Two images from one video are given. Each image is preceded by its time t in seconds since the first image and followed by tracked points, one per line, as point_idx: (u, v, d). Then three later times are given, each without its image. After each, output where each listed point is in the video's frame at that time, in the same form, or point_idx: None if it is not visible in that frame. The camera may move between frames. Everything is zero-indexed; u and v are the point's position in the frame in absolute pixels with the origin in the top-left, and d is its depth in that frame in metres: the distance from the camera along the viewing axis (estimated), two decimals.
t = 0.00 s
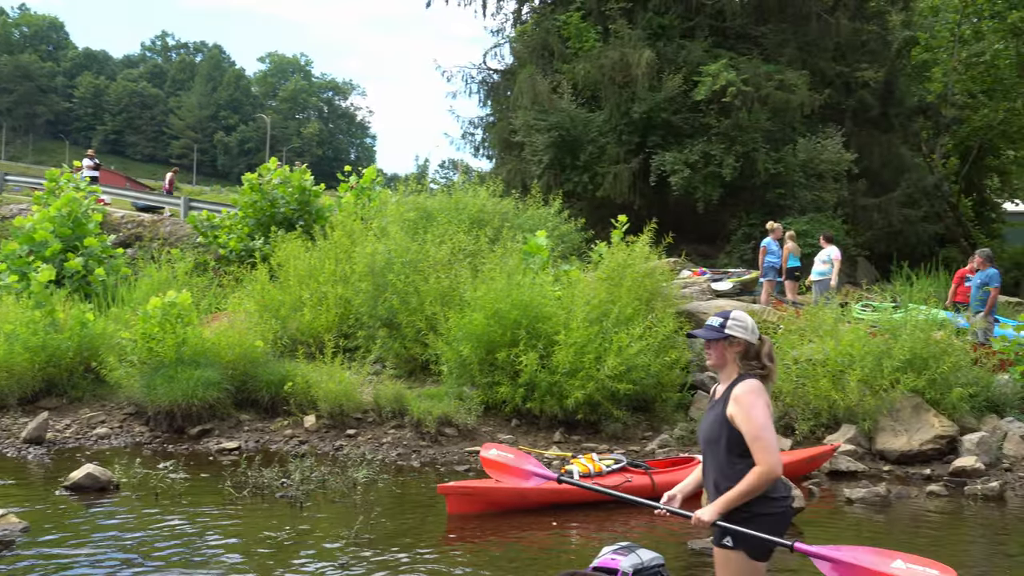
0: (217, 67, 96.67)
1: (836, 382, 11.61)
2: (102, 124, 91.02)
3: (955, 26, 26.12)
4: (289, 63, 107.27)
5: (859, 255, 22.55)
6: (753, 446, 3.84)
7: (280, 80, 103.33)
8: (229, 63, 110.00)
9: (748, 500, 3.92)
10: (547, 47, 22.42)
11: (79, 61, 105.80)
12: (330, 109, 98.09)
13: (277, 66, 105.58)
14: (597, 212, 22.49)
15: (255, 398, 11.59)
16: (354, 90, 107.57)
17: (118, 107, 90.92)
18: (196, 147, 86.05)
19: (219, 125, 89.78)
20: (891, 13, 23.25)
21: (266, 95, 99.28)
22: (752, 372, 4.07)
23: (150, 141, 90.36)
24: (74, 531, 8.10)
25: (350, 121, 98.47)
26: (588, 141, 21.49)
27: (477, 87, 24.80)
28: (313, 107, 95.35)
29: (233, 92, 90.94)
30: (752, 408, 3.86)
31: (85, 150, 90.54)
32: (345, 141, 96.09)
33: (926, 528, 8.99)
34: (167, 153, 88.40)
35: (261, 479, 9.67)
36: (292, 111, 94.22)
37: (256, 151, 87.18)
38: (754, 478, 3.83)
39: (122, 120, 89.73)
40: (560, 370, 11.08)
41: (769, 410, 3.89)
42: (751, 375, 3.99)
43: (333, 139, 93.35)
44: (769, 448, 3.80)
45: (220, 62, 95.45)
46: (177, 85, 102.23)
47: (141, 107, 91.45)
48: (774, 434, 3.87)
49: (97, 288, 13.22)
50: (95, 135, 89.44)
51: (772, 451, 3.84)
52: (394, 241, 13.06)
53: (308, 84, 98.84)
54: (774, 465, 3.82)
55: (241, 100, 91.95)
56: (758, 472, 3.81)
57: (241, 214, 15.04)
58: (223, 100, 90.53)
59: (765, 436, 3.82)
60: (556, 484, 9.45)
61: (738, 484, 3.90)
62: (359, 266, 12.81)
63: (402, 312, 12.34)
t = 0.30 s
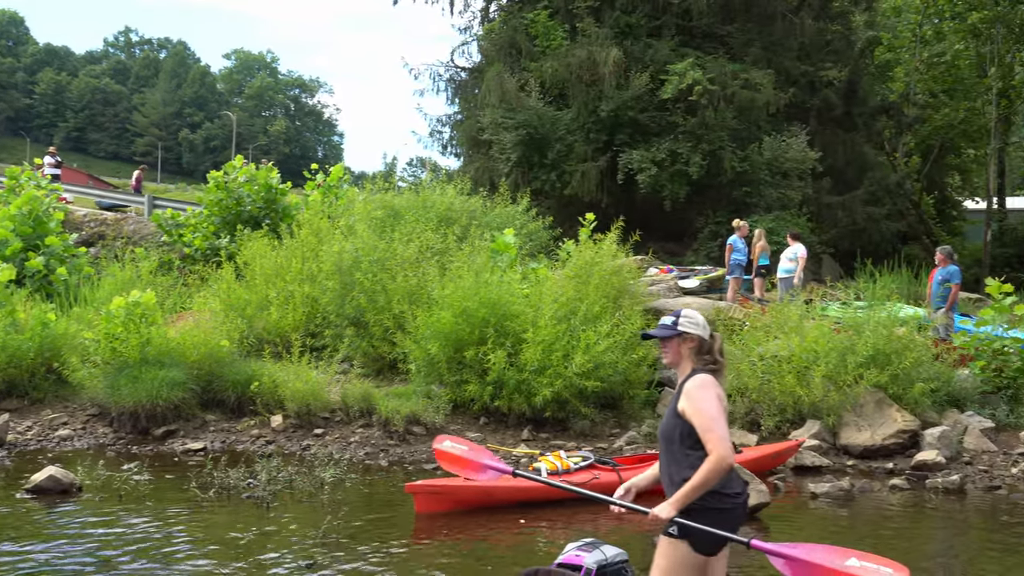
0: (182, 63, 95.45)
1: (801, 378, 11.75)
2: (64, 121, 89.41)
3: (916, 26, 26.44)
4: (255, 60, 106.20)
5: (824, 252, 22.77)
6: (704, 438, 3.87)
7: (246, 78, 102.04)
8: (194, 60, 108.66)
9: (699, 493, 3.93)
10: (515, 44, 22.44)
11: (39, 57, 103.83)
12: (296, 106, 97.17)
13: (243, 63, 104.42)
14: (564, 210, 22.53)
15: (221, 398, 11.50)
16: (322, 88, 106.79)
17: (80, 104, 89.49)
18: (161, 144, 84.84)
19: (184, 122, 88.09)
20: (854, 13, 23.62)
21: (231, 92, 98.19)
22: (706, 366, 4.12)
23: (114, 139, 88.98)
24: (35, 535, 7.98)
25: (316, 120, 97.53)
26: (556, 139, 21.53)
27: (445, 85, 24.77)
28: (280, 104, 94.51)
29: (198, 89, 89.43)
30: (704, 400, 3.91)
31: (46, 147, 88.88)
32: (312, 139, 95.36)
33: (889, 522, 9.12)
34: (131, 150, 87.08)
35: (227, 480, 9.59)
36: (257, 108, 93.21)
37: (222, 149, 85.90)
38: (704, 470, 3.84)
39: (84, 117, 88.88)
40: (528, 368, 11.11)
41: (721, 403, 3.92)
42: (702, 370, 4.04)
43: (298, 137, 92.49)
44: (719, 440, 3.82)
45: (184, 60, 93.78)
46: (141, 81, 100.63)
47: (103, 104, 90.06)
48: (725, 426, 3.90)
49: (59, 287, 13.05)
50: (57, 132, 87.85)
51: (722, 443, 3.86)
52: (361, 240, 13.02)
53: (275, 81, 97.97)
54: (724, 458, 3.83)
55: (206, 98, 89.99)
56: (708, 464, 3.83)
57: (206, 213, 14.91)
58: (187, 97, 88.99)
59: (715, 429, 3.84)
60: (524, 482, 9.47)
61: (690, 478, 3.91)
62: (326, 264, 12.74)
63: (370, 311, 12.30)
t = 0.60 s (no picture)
0: (151, 56, 94.13)
1: (770, 373, 11.85)
2: (30, 115, 87.83)
3: (884, 25, 26.51)
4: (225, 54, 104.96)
5: (793, 249, 23.13)
6: (640, 437, 3.87)
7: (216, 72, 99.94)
8: (162, 53, 107.15)
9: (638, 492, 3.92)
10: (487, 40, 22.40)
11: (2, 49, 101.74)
12: (266, 100, 95.30)
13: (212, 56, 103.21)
14: (537, 205, 22.55)
15: (190, 394, 11.43)
16: (292, 82, 105.94)
17: (46, 97, 88.01)
18: (129, 138, 83.59)
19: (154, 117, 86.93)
20: (823, 12, 23.86)
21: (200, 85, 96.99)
22: (650, 364, 4.14)
23: (80, 132, 87.57)
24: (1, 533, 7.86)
25: (287, 113, 96.25)
26: (527, 135, 21.55)
27: (417, 80, 24.70)
28: (250, 99, 93.49)
29: (167, 83, 87.73)
30: (641, 397, 3.92)
31: (11, 141, 87.23)
32: (283, 133, 94.53)
33: (856, 515, 9.23)
34: (98, 144, 85.78)
35: (196, 477, 9.51)
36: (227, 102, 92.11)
37: (192, 144, 84.48)
38: (638, 470, 3.84)
39: (49, 110, 87.48)
40: (499, 363, 11.11)
41: (658, 399, 3.93)
42: (643, 368, 4.06)
43: (268, 131, 91.56)
44: (652, 438, 3.81)
45: (152, 52, 92.42)
46: (108, 74, 98.91)
47: (70, 98, 88.64)
48: (661, 423, 3.89)
49: (24, 282, 12.89)
50: (22, 125, 86.27)
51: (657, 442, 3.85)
52: (332, 235, 12.95)
53: (246, 75, 96.98)
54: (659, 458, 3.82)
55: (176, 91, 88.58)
56: (640, 462, 3.82)
57: (176, 207, 14.77)
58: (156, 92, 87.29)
59: (649, 429, 3.84)
60: (495, 477, 9.45)
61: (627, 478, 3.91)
62: (296, 259, 12.67)
63: (341, 306, 12.23)
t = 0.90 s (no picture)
0: (122, 48, 92.88)
1: (742, 370, 11.91)
2: None
3: (855, 25, 26.51)
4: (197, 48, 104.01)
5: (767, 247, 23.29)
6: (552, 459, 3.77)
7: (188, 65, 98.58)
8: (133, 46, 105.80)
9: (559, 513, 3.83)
10: (462, 36, 22.42)
11: None
12: (239, 95, 94.32)
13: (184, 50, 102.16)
14: (512, 202, 22.51)
15: (161, 391, 11.35)
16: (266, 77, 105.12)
17: (14, 90, 86.57)
18: (99, 132, 82.40)
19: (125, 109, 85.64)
20: (796, 11, 24.02)
21: (172, 79, 95.98)
22: (567, 374, 4.03)
23: (49, 125, 86.19)
24: None
25: (261, 108, 95.31)
26: (502, 131, 21.57)
27: (391, 75, 24.59)
28: (222, 93, 92.66)
29: (139, 76, 86.38)
30: (553, 416, 3.83)
31: None
32: (257, 128, 93.74)
33: (826, 511, 9.31)
34: (68, 138, 84.69)
35: (167, 474, 9.42)
36: (200, 96, 91.36)
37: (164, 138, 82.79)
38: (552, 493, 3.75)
39: (18, 103, 86.09)
40: (473, 360, 11.08)
41: (572, 415, 3.82)
42: (558, 382, 3.95)
43: (241, 125, 90.78)
44: (564, 459, 3.71)
45: (123, 45, 91.23)
46: (78, 67, 97.44)
47: (39, 90, 87.27)
48: (576, 441, 3.79)
49: None
50: None
51: (571, 461, 3.74)
52: (305, 230, 12.89)
53: (219, 68, 96.00)
54: (572, 478, 3.72)
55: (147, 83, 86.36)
56: (554, 485, 3.73)
57: (146, 202, 14.64)
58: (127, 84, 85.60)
59: (559, 450, 3.74)
60: (466, 474, 9.45)
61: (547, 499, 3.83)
62: (268, 255, 12.62)
63: (314, 303, 12.18)
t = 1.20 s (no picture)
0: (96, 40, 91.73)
1: (718, 366, 11.97)
2: None
3: (831, 23, 26.70)
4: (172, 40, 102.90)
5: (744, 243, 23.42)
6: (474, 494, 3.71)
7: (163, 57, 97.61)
8: (107, 38, 104.51)
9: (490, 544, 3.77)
10: (440, 31, 22.45)
11: None
12: (216, 88, 93.53)
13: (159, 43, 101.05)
14: (490, 197, 22.48)
15: (135, 386, 11.28)
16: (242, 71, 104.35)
17: None
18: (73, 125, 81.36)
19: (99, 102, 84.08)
20: (774, 9, 24.11)
21: (148, 71, 94.90)
22: (483, 405, 3.91)
23: (21, 118, 84.98)
24: None
25: (238, 101, 94.61)
26: (481, 127, 21.56)
27: (369, 70, 24.49)
28: (199, 86, 91.38)
29: (114, 68, 85.42)
30: (475, 447, 3.78)
31: None
32: (233, 122, 93.00)
33: (799, 505, 9.40)
34: (41, 130, 83.61)
35: (141, 470, 9.37)
36: (175, 89, 90.41)
37: (138, 131, 81.91)
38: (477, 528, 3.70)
39: None
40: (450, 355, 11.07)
41: (487, 445, 3.74)
42: (482, 409, 3.87)
43: (217, 118, 90.04)
44: (483, 497, 3.64)
45: (98, 36, 89.97)
46: (51, 59, 96.16)
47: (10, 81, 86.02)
48: (494, 471, 3.72)
49: None
50: None
51: (492, 495, 3.67)
52: (282, 225, 12.84)
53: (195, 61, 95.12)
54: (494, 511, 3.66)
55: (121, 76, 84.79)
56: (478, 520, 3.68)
57: (121, 195, 14.55)
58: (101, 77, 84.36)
59: (478, 484, 3.68)
60: (444, 470, 9.47)
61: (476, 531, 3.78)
62: (244, 250, 12.56)
63: (290, 298, 12.14)
